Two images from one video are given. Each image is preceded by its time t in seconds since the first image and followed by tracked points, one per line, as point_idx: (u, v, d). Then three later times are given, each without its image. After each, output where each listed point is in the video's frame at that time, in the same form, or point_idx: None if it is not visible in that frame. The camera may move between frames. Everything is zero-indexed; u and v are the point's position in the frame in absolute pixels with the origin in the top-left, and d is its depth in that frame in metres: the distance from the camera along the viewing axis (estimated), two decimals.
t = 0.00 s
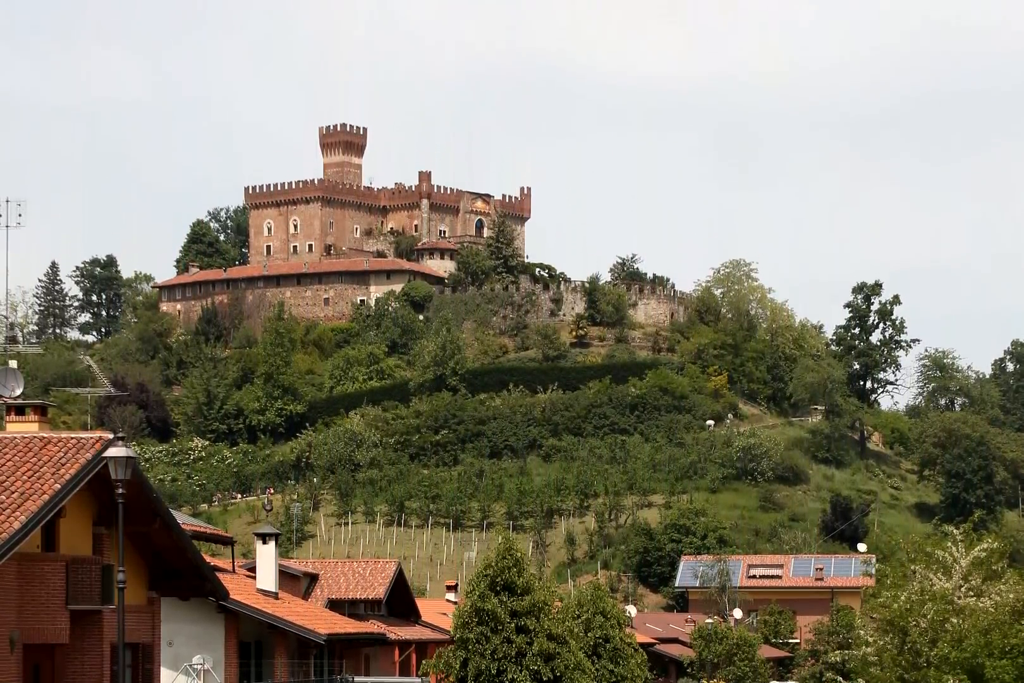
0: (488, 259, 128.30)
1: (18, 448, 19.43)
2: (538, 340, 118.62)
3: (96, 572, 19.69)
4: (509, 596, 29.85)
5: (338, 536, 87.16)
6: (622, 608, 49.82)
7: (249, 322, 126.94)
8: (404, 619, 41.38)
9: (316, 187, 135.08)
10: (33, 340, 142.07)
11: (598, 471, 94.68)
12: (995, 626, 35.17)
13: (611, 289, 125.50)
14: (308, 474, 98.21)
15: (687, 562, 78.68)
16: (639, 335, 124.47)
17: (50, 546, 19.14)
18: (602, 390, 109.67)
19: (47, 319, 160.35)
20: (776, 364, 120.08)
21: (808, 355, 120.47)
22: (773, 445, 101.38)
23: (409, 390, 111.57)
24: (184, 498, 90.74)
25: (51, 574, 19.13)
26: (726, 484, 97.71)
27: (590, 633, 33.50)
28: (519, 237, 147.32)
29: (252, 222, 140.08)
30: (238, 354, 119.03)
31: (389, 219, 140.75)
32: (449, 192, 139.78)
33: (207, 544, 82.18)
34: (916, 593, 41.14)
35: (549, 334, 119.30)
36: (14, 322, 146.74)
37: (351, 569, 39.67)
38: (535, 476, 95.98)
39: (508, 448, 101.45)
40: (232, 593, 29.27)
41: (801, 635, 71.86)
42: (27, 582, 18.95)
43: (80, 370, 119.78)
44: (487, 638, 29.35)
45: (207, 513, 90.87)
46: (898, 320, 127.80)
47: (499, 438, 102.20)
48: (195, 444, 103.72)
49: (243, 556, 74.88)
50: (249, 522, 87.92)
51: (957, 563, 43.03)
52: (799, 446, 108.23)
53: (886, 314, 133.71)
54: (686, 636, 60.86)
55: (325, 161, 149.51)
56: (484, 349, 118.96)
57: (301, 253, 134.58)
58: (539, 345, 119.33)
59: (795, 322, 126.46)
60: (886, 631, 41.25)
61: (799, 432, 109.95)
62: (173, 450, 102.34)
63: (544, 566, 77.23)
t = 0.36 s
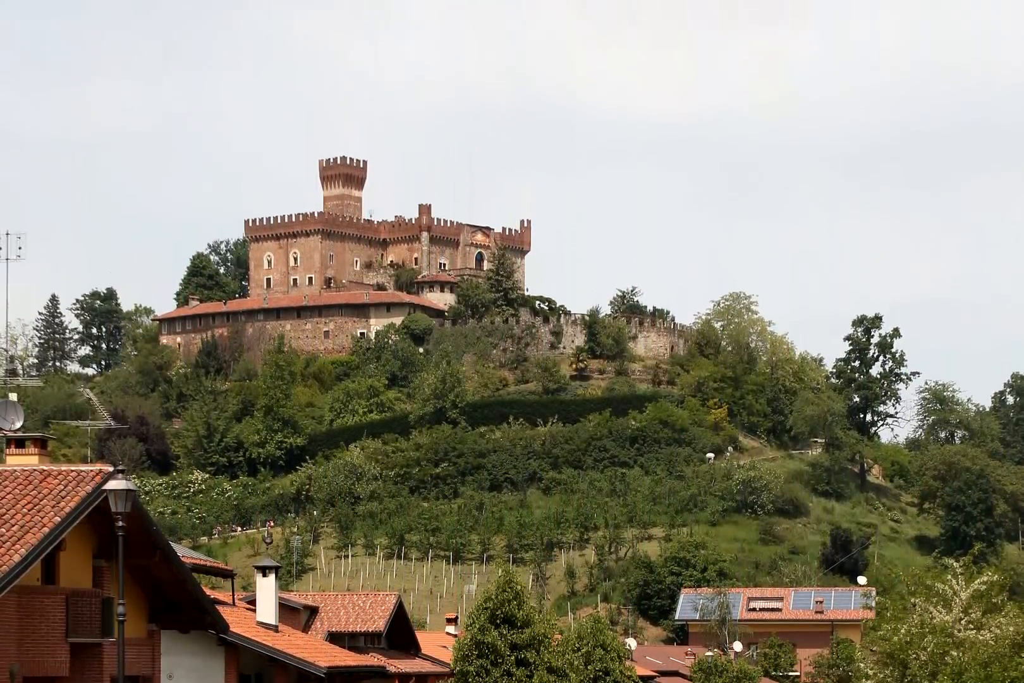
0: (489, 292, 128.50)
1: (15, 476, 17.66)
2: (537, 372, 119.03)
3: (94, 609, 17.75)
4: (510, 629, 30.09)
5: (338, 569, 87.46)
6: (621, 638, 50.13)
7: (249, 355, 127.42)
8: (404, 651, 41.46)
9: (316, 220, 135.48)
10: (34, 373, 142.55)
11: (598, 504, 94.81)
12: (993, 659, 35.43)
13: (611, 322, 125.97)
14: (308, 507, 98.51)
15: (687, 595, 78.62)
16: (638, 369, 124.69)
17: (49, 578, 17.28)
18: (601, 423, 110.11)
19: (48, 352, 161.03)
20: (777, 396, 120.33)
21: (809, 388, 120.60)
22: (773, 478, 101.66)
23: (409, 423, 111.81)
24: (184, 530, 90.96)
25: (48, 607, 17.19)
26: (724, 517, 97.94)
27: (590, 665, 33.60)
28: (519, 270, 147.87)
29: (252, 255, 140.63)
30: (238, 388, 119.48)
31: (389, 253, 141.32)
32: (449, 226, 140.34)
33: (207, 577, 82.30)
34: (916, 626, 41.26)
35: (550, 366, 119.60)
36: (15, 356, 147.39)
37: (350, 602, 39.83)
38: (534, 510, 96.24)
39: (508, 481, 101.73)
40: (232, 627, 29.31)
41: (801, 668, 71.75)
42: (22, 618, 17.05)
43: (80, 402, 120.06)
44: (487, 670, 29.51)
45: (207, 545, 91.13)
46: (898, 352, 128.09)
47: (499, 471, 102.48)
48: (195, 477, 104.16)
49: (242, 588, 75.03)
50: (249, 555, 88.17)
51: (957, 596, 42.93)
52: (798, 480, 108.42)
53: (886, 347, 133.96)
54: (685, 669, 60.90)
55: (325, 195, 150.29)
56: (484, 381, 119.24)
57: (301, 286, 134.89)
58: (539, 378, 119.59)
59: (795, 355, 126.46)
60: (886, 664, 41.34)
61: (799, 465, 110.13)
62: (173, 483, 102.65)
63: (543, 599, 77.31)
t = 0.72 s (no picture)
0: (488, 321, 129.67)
1: (13, 505, 17.33)
2: (536, 400, 119.87)
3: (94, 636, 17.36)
4: (509, 656, 30.36)
5: (339, 596, 88.11)
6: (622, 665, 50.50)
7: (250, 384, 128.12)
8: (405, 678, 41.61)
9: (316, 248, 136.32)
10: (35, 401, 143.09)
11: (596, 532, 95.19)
12: None
13: (610, 351, 126.57)
14: (309, 537, 99.07)
15: (686, 622, 78.97)
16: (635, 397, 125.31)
17: (49, 607, 16.85)
18: (601, 450, 110.74)
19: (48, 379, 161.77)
20: (777, 424, 120.76)
21: (809, 415, 120.93)
22: (773, 507, 102.14)
23: (409, 451, 112.39)
24: (186, 558, 91.64)
25: (48, 637, 16.81)
26: (724, 545, 98.43)
27: None
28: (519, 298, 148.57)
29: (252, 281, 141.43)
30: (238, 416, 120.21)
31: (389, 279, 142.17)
32: (449, 254, 141.27)
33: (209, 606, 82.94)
34: (916, 654, 41.67)
35: (550, 394, 120.09)
36: (16, 384, 148.07)
37: (351, 629, 40.14)
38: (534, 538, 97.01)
39: (508, 508, 102.41)
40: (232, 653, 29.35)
41: None
42: (21, 649, 16.68)
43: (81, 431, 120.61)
44: None
45: (208, 573, 91.80)
46: (898, 379, 128.53)
47: (498, 500, 103.13)
48: (197, 504, 105.40)
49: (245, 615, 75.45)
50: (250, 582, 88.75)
51: (957, 623, 42.35)
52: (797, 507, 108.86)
53: (886, 374, 134.48)
54: None
55: (326, 222, 151.33)
56: (485, 409, 119.75)
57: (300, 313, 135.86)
58: (539, 406, 120.13)
59: (795, 381, 126.52)
60: None
61: (799, 493, 110.55)
62: (174, 512, 103.25)
63: (544, 627, 77.82)
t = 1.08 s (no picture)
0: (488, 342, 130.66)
1: (12, 526, 16.91)
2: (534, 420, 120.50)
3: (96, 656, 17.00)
4: (509, 677, 30.47)
5: (339, 617, 88.03)
6: None
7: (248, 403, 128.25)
8: None
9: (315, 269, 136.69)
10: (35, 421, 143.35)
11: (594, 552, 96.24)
12: None
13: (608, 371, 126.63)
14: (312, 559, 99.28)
15: (686, 644, 78.69)
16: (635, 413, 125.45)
17: (49, 627, 16.47)
18: (602, 472, 110.88)
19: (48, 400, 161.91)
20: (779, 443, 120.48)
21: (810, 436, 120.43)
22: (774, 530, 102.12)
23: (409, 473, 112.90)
24: (186, 579, 91.67)
25: (49, 658, 16.33)
26: (724, 564, 98.58)
27: None
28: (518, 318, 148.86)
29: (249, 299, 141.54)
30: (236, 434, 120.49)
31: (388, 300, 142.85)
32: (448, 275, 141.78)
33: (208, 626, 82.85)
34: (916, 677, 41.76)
35: (549, 414, 119.94)
36: (17, 405, 148.30)
37: (352, 651, 40.20)
38: (534, 559, 97.91)
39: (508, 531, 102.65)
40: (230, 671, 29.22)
41: None
42: (21, 669, 16.21)
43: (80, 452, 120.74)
44: None
45: (208, 594, 91.81)
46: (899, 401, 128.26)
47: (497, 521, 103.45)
48: (196, 524, 106.09)
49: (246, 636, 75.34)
50: (250, 603, 88.75)
51: (957, 644, 42.88)
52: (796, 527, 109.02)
53: (886, 396, 134.27)
54: None
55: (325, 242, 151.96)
56: (486, 431, 119.75)
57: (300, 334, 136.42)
58: (539, 426, 120.12)
59: (795, 403, 125.85)
60: None
61: (799, 514, 110.31)
62: (174, 534, 103.32)
63: (543, 649, 77.71)
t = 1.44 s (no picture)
0: (487, 355, 131.33)
1: (11, 540, 16.92)
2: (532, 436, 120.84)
3: (95, 669, 16.98)
4: None
5: (337, 631, 87.87)
6: None
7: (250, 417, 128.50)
8: None
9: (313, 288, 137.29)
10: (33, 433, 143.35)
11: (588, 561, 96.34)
12: None
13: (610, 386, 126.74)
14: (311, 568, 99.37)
15: (686, 655, 78.51)
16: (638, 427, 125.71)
17: (49, 641, 16.50)
18: (600, 485, 111.24)
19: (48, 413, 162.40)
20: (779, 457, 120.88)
21: (810, 451, 120.67)
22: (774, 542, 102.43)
23: (410, 487, 112.98)
24: (185, 592, 91.62)
25: (48, 672, 16.40)
26: (724, 574, 98.99)
27: None
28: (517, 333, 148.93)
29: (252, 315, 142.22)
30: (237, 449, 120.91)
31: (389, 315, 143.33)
32: (448, 289, 142.26)
33: (208, 639, 82.81)
34: None
35: (549, 429, 120.49)
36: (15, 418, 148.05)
37: (348, 664, 40.17)
38: (533, 573, 96.89)
39: (507, 543, 102.99)
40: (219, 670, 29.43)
41: None
42: (18, 676, 16.16)
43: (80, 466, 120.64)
44: None
45: (205, 606, 91.60)
46: (899, 417, 127.86)
47: (496, 534, 103.64)
48: (194, 537, 105.43)
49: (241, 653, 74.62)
50: (249, 617, 88.34)
51: (959, 658, 42.71)
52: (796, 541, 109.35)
53: (886, 411, 134.11)
54: None
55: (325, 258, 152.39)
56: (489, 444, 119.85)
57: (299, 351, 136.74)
58: (536, 440, 120.59)
59: (794, 417, 127.66)
60: None
61: (800, 529, 110.32)
62: (172, 545, 103.18)
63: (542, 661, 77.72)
